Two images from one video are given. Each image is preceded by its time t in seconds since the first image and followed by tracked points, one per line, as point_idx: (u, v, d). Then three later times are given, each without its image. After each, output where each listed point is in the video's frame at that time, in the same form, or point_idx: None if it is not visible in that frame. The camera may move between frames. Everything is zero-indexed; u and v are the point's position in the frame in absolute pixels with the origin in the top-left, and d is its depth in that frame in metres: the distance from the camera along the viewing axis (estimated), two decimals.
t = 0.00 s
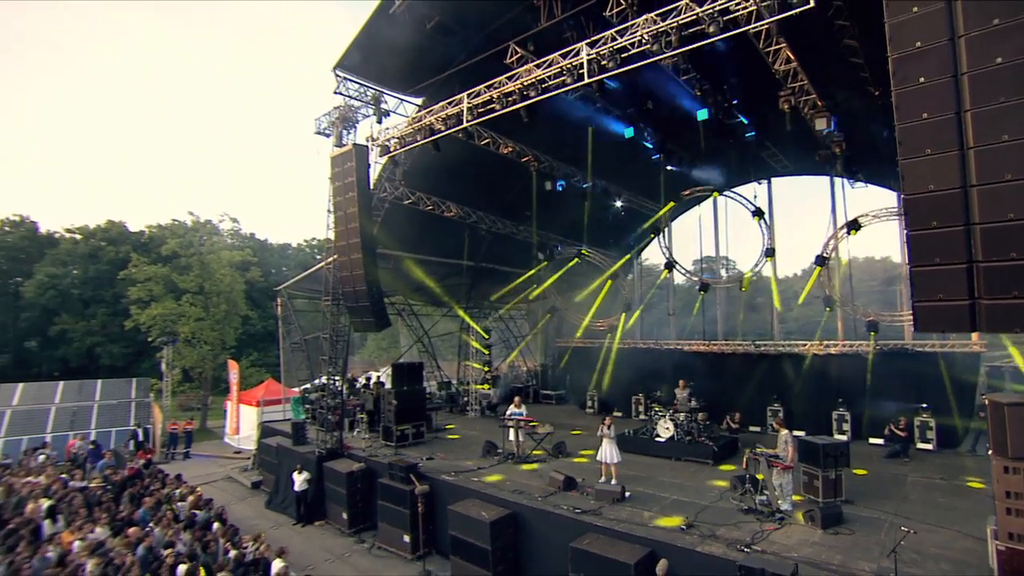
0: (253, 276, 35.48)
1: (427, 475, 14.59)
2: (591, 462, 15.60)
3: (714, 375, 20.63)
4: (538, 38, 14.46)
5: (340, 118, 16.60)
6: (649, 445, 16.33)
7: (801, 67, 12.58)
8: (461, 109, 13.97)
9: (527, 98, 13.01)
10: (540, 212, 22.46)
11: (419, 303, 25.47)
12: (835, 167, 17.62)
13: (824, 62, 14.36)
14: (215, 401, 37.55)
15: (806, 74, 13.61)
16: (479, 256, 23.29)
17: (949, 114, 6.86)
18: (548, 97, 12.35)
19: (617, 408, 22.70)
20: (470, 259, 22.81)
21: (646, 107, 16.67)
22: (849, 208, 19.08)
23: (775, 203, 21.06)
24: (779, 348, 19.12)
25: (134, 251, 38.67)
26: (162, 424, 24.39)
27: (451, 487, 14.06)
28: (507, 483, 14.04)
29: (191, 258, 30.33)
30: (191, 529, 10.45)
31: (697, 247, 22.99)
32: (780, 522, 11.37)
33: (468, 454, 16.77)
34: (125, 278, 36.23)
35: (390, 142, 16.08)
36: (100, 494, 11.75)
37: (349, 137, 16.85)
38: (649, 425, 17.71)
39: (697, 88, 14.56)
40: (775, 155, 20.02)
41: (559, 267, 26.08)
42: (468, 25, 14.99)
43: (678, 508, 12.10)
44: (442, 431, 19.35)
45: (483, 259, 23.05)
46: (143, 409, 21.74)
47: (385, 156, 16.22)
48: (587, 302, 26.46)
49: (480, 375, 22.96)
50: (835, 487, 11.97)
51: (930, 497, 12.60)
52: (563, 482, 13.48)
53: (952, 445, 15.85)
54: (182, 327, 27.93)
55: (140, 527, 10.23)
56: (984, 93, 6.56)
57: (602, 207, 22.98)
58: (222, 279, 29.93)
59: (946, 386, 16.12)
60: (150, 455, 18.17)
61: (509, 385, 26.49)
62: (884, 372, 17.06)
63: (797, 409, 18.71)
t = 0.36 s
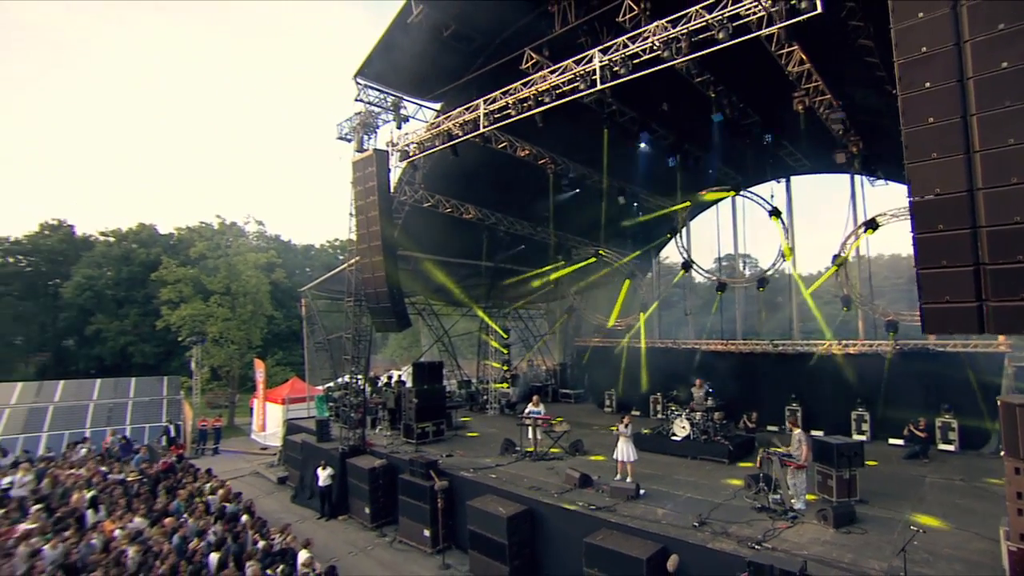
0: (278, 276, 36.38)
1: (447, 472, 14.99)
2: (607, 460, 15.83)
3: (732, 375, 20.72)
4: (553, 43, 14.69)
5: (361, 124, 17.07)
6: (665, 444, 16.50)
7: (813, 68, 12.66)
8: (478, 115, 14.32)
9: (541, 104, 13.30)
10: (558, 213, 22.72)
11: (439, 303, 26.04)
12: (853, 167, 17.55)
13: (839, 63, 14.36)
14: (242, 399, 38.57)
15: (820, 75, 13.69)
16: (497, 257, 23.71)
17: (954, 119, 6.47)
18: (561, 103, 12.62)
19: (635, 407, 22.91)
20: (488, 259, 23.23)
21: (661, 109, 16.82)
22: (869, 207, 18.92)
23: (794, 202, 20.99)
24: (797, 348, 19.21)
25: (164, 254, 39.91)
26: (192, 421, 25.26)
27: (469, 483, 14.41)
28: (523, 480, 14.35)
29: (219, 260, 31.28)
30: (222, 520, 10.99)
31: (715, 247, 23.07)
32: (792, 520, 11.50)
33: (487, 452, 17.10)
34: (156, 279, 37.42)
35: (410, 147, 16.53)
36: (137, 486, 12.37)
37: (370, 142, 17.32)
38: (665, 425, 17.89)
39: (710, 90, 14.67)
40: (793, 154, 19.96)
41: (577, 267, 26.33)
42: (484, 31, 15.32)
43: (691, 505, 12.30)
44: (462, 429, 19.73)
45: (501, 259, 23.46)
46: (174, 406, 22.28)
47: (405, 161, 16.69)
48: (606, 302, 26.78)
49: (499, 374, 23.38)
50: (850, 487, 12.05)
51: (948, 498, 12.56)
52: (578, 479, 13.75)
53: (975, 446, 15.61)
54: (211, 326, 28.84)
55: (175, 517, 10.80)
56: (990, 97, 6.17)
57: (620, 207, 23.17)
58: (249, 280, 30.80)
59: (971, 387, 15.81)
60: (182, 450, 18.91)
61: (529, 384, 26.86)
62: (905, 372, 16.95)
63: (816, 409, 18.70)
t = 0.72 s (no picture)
0: (301, 275, 37.27)
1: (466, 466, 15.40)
2: (623, 457, 16.06)
3: (750, 373, 20.89)
4: (568, 47, 14.90)
5: (382, 127, 17.51)
6: (681, 442, 16.69)
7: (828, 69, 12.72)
8: (494, 118, 14.65)
9: (557, 108, 13.61)
10: (574, 213, 22.98)
11: (459, 301, 26.84)
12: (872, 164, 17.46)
13: (855, 62, 14.34)
14: (268, 396, 39.57)
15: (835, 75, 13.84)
16: (513, 255, 24.18)
17: (961, 121, 6.61)
18: (575, 107, 12.93)
19: (654, 404, 23.16)
20: (505, 257, 23.79)
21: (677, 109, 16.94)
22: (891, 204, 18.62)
23: (814, 199, 20.80)
24: (818, 347, 19.03)
25: (193, 254, 41.10)
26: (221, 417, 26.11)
27: (487, 478, 14.79)
28: (540, 475, 14.68)
29: (245, 261, 32.19)
30: (251, 511, 11.53)
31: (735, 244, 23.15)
32: (805, 518, 11.64)
33: (506, 448, 17.45)
34: (185, 279, 38.53)
35: (428, 151, 16.97)
36: (172, 477, 12.98)
37: (390, 145, 17.76)
38: (681, 422, 18.05)
39: (726, 91, 14.76)
40: (812, 152, 19.89)
41: (595, 266, 26.60)
42: (501, 36, 15.63)
43: (704, 502, 12.48)
44: (482, 426, 20.13)
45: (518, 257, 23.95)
46: (202, 402, 22.99)
47: (424, 164, 17.15)
48: (625, 300, 27.12)
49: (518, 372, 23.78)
50: (864, 485, 12.13)
51: (967, 499, 12.51)
52: (593, 475, 14.02)
53: (998, 447, 15.44)
54: (238, 325, 29.67)
55: (207, 508, 11.38)
56: (995, 100, 6.32)
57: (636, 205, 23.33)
58: (274, 280, 31.68)
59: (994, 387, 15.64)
60: (211, 444, 19.63)
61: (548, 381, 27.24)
62: (927, 372, 16.81)
63: (835, 408, 18.68)
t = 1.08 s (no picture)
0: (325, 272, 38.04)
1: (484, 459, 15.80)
2: (638, 452, 16.29)
3: (768, 369, 20.89)
4: (583, 48, 15.10)
5: (402, 128, 17.94)
6: (696, 437, 16.90)
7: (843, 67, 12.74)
8: (510, 119, 14.93)
9: (571, 109, 13.83)
10: (591, 210, 23.23)
11: (480, 298, 27.46)
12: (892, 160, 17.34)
13: (872, 58, 14.29)
14: (293, 390, 40.51)
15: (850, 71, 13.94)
16: (532, 252, 24.60)
17: (968, 121, 6.81)
18: (590, 107, 13.16)
19: (672, 400, 23.50)
20: (524, 254, 24.26)
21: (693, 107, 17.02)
22: (912, 199, 18.36)
23: (834, 194, 20.84)
24: (837, 344, 18.96)
25: (220, 252, 42.18)
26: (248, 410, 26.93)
27: (504, 471, 15.17)
28: (556, 469, 15.01)
29: (270, 258, 33.02)
30: (278, 500, 12.07)
31: (754, 240, 23.20)
32: (817, 513, 11.78)
33: (523, 442, 17.80)
34: (213, 276, 39.60)
35: (448, 151, 17.39)
36: (203, 467, 13.62)
37: (410, 145, 18.19)
38: (698, 418, 18.22)
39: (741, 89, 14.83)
40: (831, 147, 19.79)
41: (614, 262, 26.84)
42: (517, 38, 15.91)
43: (717, 496, 12.69)
44: (501, 420, 20.50)
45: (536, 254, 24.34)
46: (231, 395, 23.64)
47: (442, 164, 17.57)
48: (643, 296, 27.39)
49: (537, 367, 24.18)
50: (877, 481, 12.21)
51: (984, 497, 12.50)
52: (608, 468, 14.30)
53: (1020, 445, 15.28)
54: (264, 321, 30.43)
55: (237, 496, 11.96)
56: (1002, 100, 6.50)
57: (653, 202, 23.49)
58: (299, 276, 32.45)
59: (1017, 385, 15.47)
60: (240, 436, 20.35)
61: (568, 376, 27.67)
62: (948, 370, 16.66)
63: (854, 405, 18.65)
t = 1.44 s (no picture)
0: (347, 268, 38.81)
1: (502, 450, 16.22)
2: (654, 445, 16.55)
3: (785, 363, 20.96)
4: (597, 47, 15.31)
5: (420, 128, 18.37)
6: (712, 430, 17.11)
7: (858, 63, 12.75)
8: (526, 118, 15.25)
9: (585, 107, 14.09)
10: (608, 206, 23.47)
11: (498, 293, 27.96)
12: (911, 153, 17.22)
13: (888, 53, 14.24)
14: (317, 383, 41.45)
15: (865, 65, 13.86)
16: (549, 247, 24.97)
17: (974, 120, 7.23)
18: (604, 107, 13.40)
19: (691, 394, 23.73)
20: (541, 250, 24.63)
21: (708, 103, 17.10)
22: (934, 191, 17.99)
23: (855, 187, 20.52)
24: (857, 337, 18.76)
25: (245, 248, 43.25)
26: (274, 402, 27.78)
27: (521, 462, 15.57)
28: (572, 460, 15.35)
29: (294, 255, 33.83)
30: (305, 488, 12.64)
31: (772, 234, 23.09)
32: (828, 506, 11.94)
33: (541, 434, 18.17)
34: (239, 272, 40.66)
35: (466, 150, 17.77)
36: (234, 456, 14.27)
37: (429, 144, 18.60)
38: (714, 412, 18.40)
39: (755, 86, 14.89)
40: (850, 140, 19.66)
41: (631, 256, 27.05)
42: (532, 38, 16.16)
43: (729, 488, 12.92)
44: (519, 413, 20.90)
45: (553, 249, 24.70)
46: (257, 388, 24.33)
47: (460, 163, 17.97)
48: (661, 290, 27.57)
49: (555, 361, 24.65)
50: (890, 475, 12.33)
51: (1000, 492, 12.51)
52: (622, 460, 14.62)
53: None
54: (289, 316, 31.23)
55: (266, 484, 12.56)
56: (1006, 99, 6.93)
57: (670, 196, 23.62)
58: (322, 273, 33.20)
59: None
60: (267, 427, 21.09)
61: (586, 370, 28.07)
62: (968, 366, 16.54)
63: (872, 399, 18.66)
